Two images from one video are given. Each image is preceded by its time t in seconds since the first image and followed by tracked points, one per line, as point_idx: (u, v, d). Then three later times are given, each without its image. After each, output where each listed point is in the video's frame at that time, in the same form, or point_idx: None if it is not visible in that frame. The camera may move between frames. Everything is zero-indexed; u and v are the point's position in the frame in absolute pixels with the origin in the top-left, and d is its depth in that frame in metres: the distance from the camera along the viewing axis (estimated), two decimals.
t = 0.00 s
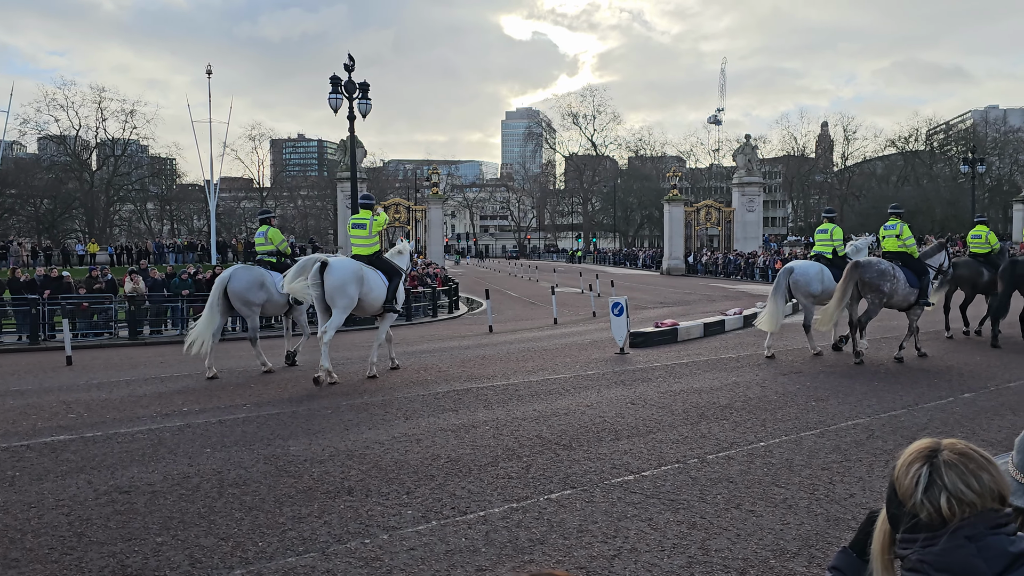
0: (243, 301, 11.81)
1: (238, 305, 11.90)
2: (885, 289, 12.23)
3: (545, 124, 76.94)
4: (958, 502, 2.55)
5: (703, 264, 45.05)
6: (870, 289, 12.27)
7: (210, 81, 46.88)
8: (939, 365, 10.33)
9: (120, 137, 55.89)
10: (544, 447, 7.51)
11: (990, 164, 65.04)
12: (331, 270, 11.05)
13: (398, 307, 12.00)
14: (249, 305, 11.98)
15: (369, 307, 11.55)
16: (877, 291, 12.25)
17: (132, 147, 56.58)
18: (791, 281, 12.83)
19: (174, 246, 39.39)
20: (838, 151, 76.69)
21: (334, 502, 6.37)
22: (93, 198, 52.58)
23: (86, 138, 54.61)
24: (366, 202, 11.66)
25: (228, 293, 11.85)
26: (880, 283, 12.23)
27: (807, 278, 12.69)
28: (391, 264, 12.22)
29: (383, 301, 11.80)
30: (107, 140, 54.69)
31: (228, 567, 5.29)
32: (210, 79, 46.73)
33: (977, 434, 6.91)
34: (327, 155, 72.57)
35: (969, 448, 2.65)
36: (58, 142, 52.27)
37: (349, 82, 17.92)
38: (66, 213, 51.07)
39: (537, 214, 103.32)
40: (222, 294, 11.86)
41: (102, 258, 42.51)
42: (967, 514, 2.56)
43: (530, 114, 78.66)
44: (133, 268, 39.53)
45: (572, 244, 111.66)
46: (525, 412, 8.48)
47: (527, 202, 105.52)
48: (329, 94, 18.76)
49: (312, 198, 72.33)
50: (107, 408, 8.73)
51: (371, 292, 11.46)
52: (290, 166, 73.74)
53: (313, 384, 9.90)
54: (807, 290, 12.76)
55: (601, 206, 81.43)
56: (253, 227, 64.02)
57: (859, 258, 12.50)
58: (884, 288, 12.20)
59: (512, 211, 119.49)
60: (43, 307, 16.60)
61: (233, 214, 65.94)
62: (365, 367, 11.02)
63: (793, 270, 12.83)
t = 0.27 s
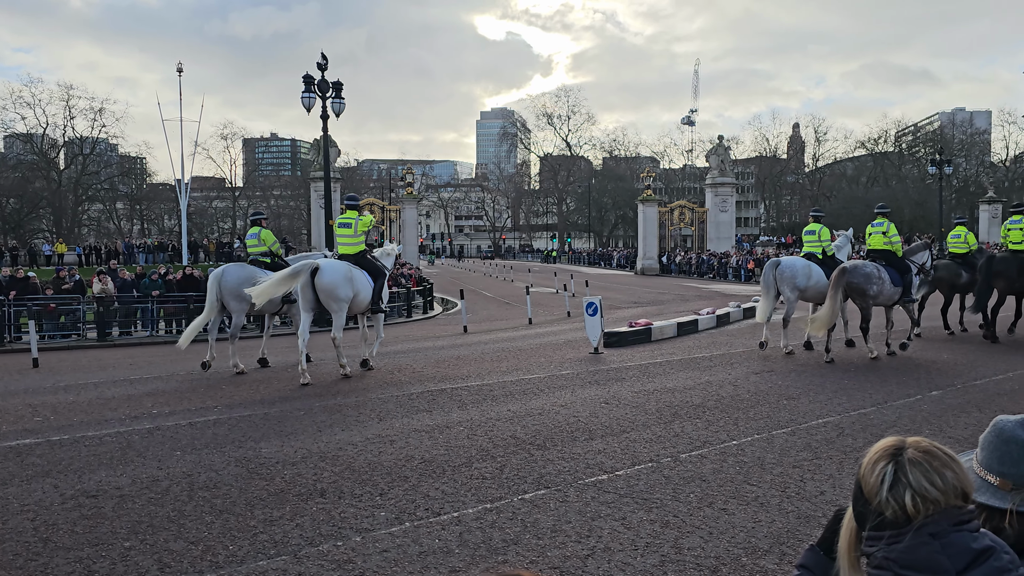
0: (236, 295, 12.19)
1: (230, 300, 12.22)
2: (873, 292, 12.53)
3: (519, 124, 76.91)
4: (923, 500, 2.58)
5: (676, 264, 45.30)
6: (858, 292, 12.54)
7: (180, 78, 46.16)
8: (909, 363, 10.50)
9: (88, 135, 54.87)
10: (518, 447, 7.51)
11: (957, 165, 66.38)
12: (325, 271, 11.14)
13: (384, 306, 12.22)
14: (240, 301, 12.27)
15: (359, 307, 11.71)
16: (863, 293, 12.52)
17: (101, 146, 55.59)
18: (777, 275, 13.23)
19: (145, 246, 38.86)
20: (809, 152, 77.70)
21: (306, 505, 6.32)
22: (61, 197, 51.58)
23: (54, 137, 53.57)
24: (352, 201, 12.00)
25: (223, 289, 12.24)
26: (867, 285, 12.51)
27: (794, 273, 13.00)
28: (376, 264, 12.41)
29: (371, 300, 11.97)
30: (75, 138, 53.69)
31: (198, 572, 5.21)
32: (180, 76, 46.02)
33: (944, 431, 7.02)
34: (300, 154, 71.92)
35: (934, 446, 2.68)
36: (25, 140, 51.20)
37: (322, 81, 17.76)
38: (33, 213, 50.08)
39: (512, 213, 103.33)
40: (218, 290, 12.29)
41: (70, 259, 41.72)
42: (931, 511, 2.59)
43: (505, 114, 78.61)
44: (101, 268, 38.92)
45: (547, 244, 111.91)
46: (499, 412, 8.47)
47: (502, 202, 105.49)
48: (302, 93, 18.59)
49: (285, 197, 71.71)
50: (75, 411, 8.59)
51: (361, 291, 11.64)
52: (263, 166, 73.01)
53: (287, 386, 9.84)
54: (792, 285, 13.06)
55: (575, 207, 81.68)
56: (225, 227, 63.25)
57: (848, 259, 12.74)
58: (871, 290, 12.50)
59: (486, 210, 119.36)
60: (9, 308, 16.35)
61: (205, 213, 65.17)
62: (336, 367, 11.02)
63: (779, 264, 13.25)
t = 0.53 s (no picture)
0: (230, 296, 12.15)
1: (224, 301, 12.17)
2: (862, 286, 12.69)
3: (496, 124, 76.89)
4: (891, 497, 2.61)
5: (652, 264, 45.53)
6: (848, 286, 12.68)
7: (153, 76, 45.54)
8: (881, 361, 10.65)
9: (58, 133, 53.92)
10: (494, 447, 7.51)
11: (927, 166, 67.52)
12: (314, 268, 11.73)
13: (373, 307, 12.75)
14: (234, 301, 12.25)
15: (348, 306, 12.26)
16: (854, 288, 12.68)
17: (72, 145, 54.67)
18: (767, 276, 13.34)
19: (117, 246, 38.35)
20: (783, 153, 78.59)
21: (280, 507, 6.27)
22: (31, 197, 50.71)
23: (22, 135, 52.59)
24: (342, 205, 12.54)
25: (218, 288, 12.16)
26: (856, 280, 12.67)
27: (785, 273, 13.16)
28: (368, 266, 12.97)
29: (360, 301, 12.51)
30: (45, 137, 52.72)
31: None
32: (152, 74, 45.41)
33: (914, 428, 7.12)
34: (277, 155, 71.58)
35: (902, 444, 2.72)
36: None
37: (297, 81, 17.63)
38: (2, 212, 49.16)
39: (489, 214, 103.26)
40: (210, 291, 12.17)
41: (40, 260, 41.11)
42: (899, 508, 2.61)
43: (481, 114, 78.53)
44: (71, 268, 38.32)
45: (524, 244, 112.06)
46: (475, 412, 8.47)
47: (479, 202, 105.42)
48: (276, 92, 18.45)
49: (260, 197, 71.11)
50: (43, 414, 8.44)
51: (350, 291, 12.19)
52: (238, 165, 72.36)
53: (262, 387, 9.76)
54: (781, 285, 13.21)
55: (552, 206, 81.89)
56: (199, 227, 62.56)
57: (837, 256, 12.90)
58: (859, 286, 12.67)
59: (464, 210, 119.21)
60: None
61: (177, 214, 64.42)
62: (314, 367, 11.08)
63: (769, 266, 13.37)
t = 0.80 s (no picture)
0: (222, 296, 12.42)
1: (215, 301, 12.43)
2: (848, 286, 12.86)
3: (474, 124, 76.85)
4: (859, 494, 2.64)
5: (630, 264, 45.71)
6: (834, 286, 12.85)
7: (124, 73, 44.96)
8: (856, 359, 10.78)
9: (28, 132, 53.07)
10: (471, 447, 7.50)
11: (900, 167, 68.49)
12: (305, 266, 11.99)
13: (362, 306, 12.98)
14: (225, 302, 12.53)
15: (337, 304, 12.49)
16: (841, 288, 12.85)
17: (42, 143, 53.83)
18: (758, 274, 13.55)
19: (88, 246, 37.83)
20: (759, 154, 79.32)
21: (255, 509, 6.22)
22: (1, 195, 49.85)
23: None
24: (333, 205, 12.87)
25: (209, 288, 12.36)
26: (844, 280, 12.84)
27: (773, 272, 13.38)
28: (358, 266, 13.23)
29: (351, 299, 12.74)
30: (15, 135, 51.85)
31: None
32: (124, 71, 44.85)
33: (886, 426, 7.22)
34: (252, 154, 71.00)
35: (870, 441, 2.75)
36: None
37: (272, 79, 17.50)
38: None
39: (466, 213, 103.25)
40: (202, 291, 12.38)
41: (9, 260, 40.41)
42: (869, 505, 2.64)
43: (459, 114, 78.42)
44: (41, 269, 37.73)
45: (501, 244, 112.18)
46: (452, 412, 8.46)
47: (456, 202, 105.29)
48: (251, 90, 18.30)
49: (235, 196, 70.51)
50: (10, 417, 8.30)
51: (340, 289, 12.42)
52: (213, 165, 71.72)
53: (240, 388, 9.69)
54: (770, 284, 13.43)
55: (530, 206, 82.02)
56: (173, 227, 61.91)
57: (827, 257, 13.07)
58: (845, 285, 12.83)
59: (441, 210, 119.00)
60: None
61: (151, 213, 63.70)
62: (293, 367, 11.05)
63: (760, 264, 13.53)
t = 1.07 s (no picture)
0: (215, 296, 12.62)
1: (210, 300, 12.64)
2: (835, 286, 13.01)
3: (450, 123, 76.80)
4: (829, 492, 2.66)
5: (606, 264, 45.94)
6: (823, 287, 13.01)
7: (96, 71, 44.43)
8: (830, 357, 10.91)
9: None
10: (447, 448, 7.49)
11: (872, 168, 69.45)
12: (292, 269, 11.93)
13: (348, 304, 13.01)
14: (221, 300, 12.71)
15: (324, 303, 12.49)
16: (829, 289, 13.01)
17: (12, 142, 53.00)
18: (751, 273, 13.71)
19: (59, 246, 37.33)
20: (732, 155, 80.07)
21: (229, 512, 6.17)
22: None
23: None
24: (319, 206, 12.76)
25: (201, 289, 12.57)
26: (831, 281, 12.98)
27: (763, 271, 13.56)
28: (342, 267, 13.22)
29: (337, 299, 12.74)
30: None
31: None
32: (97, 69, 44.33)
33: (858, 424, 7.31)
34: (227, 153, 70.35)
35: (839, 439, 2.78)
36: None
37: (247, 78, 17.35)
38: None
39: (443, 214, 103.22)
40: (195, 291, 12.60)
41: None
42: (838, 503, 2.66)
43: (435, 114, 78.30)
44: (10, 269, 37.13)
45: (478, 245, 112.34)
46: (428, 413, 8.45)
47: (433, 202, 105.24)
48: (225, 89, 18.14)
49: (210, 196, 69.90)
50: None
51: (326, 290, 12.40)
52: (187, 164, 71.04)
53: (215, 389, 9.60)
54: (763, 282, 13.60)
55: (507, 206, 82.15)
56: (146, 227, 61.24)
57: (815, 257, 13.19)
58: (834, 287, 12.99)
59: (418, 210, 118.79)
60: None
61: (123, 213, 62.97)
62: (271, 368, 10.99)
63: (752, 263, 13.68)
